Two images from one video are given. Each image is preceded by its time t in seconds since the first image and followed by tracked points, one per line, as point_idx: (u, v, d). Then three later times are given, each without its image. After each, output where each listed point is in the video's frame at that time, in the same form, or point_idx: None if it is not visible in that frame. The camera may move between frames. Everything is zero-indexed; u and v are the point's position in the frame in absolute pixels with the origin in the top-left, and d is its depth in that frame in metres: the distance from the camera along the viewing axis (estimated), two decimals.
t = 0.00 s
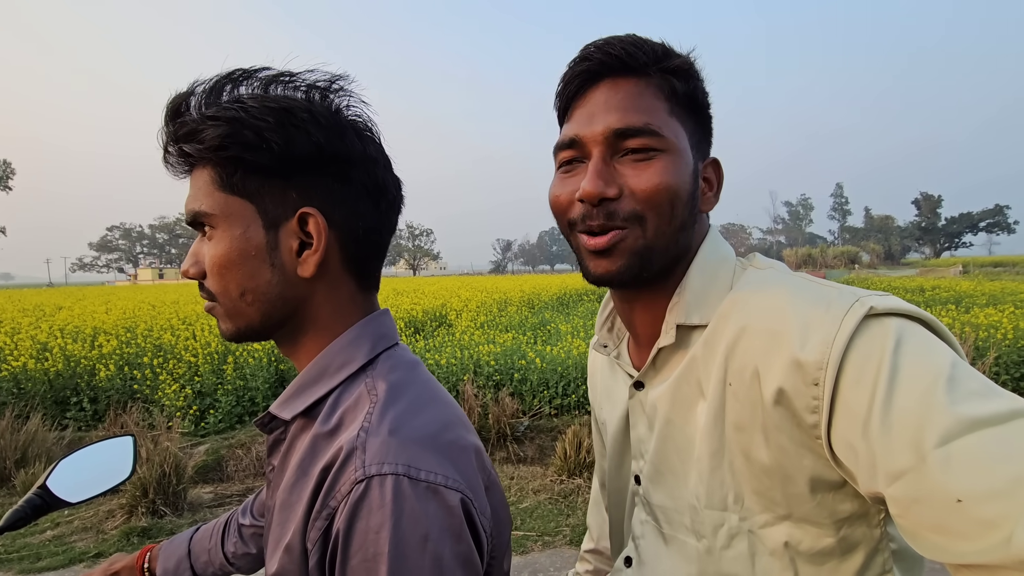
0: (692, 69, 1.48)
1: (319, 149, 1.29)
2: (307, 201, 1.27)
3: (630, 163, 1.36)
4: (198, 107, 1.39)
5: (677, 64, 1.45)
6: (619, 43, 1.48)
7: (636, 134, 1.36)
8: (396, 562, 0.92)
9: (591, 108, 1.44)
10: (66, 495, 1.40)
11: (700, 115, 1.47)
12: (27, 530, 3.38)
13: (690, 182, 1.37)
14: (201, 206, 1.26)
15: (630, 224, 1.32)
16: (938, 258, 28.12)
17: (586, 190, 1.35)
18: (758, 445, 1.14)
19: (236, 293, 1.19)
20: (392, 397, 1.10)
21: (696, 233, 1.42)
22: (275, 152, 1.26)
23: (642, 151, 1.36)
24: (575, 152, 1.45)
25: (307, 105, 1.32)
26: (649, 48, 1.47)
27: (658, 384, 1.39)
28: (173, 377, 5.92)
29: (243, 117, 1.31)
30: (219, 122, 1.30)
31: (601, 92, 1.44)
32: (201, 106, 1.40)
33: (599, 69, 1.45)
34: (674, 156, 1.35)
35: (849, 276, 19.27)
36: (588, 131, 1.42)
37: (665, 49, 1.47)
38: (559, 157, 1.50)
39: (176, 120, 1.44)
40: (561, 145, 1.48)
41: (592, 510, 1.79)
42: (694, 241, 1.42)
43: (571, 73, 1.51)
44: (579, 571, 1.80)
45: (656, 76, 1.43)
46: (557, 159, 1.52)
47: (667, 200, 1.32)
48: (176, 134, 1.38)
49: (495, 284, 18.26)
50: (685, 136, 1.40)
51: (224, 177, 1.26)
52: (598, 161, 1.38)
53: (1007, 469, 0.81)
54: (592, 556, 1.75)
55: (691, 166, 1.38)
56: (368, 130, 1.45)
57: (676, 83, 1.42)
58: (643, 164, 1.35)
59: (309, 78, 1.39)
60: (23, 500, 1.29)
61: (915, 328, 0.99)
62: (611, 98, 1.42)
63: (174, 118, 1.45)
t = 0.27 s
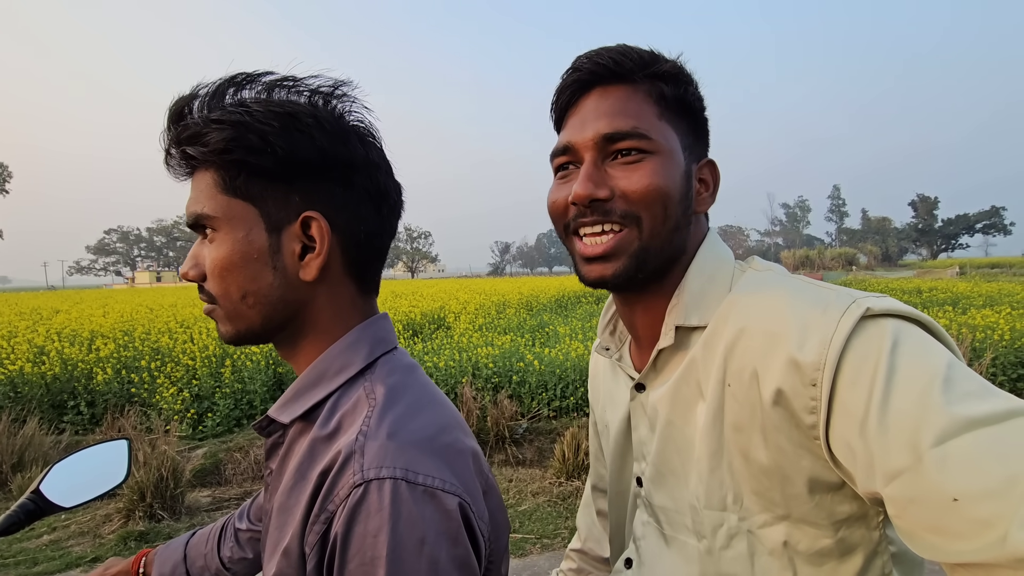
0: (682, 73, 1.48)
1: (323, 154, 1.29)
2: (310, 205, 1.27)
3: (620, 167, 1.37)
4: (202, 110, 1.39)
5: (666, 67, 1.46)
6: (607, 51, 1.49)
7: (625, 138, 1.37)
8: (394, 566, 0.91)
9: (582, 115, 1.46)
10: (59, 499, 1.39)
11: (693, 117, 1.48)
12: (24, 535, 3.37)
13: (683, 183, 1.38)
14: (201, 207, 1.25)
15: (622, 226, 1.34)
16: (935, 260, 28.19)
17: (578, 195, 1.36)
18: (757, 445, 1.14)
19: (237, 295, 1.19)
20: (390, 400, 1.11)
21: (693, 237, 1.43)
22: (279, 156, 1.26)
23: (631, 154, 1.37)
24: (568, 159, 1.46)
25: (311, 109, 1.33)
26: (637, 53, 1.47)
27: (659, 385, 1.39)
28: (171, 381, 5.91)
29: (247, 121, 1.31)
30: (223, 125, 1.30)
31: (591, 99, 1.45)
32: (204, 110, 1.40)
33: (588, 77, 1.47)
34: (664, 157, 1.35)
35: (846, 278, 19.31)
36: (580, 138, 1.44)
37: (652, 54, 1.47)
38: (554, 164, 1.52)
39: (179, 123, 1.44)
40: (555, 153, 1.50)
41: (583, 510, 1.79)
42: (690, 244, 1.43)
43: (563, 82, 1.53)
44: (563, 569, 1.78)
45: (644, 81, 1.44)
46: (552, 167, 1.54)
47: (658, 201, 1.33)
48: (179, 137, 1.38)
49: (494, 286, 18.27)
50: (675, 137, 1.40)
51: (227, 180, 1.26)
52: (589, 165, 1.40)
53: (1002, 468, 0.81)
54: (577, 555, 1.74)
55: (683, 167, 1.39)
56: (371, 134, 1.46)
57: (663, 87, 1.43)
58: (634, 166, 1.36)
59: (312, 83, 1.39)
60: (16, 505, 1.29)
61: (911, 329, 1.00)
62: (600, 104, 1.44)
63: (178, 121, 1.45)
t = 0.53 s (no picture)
0: (692, 76, 1.48)
1: (333, 158, 1.30)
2: (319, 210, 1.27)
3: (624, 168, 1.37)
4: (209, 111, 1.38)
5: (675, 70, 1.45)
6: (617, 53, 1.49)
7: (630, 139, 1.37)
8: None
9: (589, 115, 1.46)
10: (57, 504, 1.37)
11: (702, 120, 1.47)
12: (22, 539, 3.35)
13: (688, 186, 1.37)
14: (207, 211, 1.23)
15: (624, 227, 1.33)
16: (934, 262, 28.22)
17: (581, 194, 1.37)
18: (763, 452, 1.14)
19: (244, 301, 1.18)
20: (397, 409, 1.10)
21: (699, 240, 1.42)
22: (289, 161, 1.26)
23: (637, 155, 1.36)
24: (575, 158, 1.47)
25: (321, 113, 1.33)
26: (646, 55, 1.47)
27: (664, 391, 1.39)
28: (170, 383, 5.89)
29: (256, 124, 1.31)
30: (231, 128, 1.30)
31: (600, 100, 1.45)
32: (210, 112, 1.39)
33: (597, 78, 1.47)
34: (669, 160, 1.35)
35: (845, 281, 19.31)
36: (586, 138, 1.44)
37: (662, 56, 1.47)
38: (562, 164, 1.52)
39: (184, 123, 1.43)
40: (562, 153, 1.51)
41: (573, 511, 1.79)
42: (696, 250, 1.42)
43: (573, 83, 1.53)
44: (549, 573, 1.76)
45: (652, 83, 1.43)
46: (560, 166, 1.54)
47: (662, 203, 1.32)
48: (184, 139, 1.37)
49: (493, 288, 18.26)
50: (682, 140, 1.39)
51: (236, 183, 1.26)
52: (594, 165, 1.40)
53: (1014, 479, 0.80)
54: (565, 559, 1.73)
55: (689, 170, 1.38)
56: (379, 138, 1.46)
57: (672, 88, 1.42)
58: (639, 168, 1.36)
59: (321, 86, 1.39)
60: (14, 511, 1.28)
61: (920, 337, 0.99)
62: (608, 105, 1.44)
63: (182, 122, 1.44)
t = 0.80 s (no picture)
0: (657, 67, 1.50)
1: (337, 151, 1.30)
2: (320, 204, 1.27)
3: (600, 160, 1.39)
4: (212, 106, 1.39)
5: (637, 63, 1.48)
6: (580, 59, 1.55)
7: (601, 132, 1.40)
8: (409, 569, 0.91)
9: (564, 120, 1.50)
10: (62, 500, 1.38)
11: (674, 107, 1.48)
12: (22, 539, 3.35)
13: (665, 168, 1.38)
14: (210, 205, 1.24)
15: (608, 214, 1.35)
16: (934, 265, 28.24)
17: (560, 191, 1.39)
18: (763, 448, 1.14)
19: (248, 295, 1.18)
20: (402, 402, 1.10)
21: (687, 223, 1.43)
22: (293, 154, 1.26)
23: (610, 146, 1.39)
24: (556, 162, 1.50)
25: (324, 107, 1.33)
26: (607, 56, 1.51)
27: (664, 387, 1.39)
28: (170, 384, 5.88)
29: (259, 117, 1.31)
30: (234, 122, 1.30)
31: (570, 104, 1.50)
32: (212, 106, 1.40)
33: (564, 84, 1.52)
34: (640, 144, 1.37)
35: (845, 284, 19.34)
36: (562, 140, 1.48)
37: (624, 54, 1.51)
38: (547, 172, 1.56)
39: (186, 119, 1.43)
40: (546, 161, 1.54)
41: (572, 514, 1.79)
42: (688, 246, 1.43)
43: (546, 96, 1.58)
44: None
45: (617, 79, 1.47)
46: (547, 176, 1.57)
47: (639, 186, 1.34)
48: (187, 134, 1.37)
49: (493, 291, 18.26)
50: (654, 125, 1.41)
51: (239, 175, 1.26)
52: (572, 163, 1.43)
53: (1015, 476, 0.81)
54: (569, 563, 1.73)
55: (663, 152, 1.39)
56: (379, 132, 1.47)
57: (636, 80, 1.46)
58: (613, 157, 1.38)
59: (324, 81, 1.40)
60: (20, 505, 1.28)
61: (921, 334, 1.00)
62: (578, 105, 1.48)
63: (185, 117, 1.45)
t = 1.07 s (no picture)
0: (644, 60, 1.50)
1: (346, 137, 1.30)
2: (328, 190, 1.28)
3: (584, 159, 1.40)
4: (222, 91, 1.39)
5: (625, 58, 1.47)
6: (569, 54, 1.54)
7: (584, 130, 1.40)
8: (417, 545, 0.92)
9: (550, 116, 1.50)
10: (64, 490, 1.38)
11: (661, 102, 1.48)
12: (18, 539, 3.33)
13: (649, 166, 1.38)
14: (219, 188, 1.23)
15: (590, 214, 1.36)
16: (929, 268, 28.37)
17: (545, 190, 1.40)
18: (755, 435, 1.15)
19: (256, 279, 1.19)
20: (408, 384, 1.11)
21: (674, 217, 1.44)
22: (302, 137, 1.26)
23: (593, 145, 1.39)
24: (543, 159, 1.51)
25: (332, 91, 1.34)
26: (595, 50, 1.50)
27: (656, 378, 1.40)
28: (167, 386, 5.85)
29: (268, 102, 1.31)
30: (244, 107, 1.30)
31: (556, 100, 1.49)
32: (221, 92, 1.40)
33: (552, 80, 1.52)
34: (623, 143, 1.36)
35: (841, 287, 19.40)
36: (548, 138, 1.48)
37: (611, 48, 1.50)
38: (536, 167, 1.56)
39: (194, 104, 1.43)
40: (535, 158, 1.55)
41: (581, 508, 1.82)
42: (677, 238, 1.44)
43: (535, 90, 1.58)
44: None
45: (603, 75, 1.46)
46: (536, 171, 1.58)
47: (622, 185, 1.34)
48: (195, 118, 1.37)
49: (491, 292, 18.26)
50: (639, 122, 1.41)
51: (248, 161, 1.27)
52: (557, 162, 1.43)
53: (998, 452, 0.82)
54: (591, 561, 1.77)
55: (647, 150, 1.39)
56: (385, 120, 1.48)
57: (622, 76, 1.45)
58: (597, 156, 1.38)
59: (331, 67, 1.40)
60: (22, 495, 1.28)
61: (905, 316, 1.01)
62: (563, 102, 1.47)
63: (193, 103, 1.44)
